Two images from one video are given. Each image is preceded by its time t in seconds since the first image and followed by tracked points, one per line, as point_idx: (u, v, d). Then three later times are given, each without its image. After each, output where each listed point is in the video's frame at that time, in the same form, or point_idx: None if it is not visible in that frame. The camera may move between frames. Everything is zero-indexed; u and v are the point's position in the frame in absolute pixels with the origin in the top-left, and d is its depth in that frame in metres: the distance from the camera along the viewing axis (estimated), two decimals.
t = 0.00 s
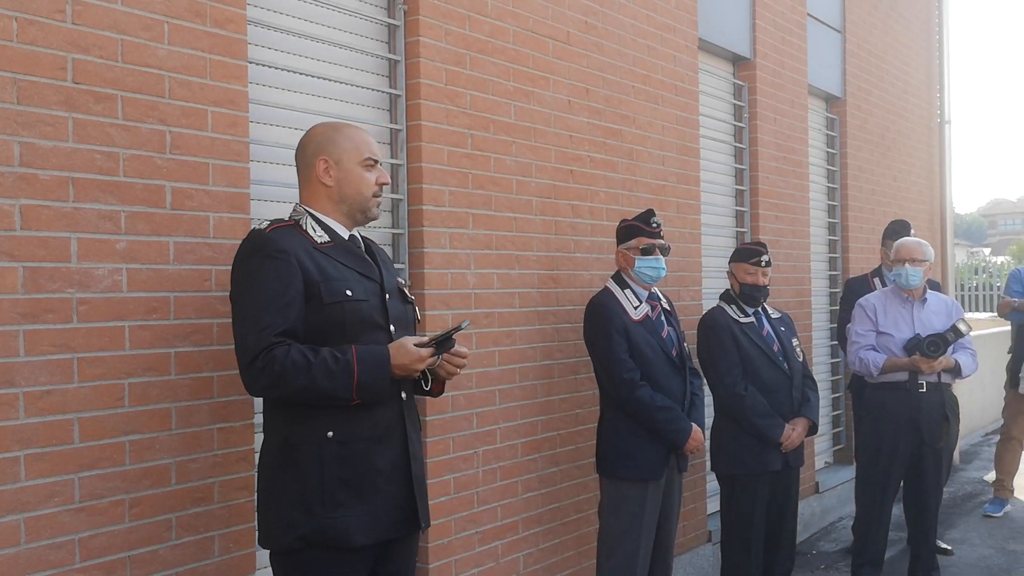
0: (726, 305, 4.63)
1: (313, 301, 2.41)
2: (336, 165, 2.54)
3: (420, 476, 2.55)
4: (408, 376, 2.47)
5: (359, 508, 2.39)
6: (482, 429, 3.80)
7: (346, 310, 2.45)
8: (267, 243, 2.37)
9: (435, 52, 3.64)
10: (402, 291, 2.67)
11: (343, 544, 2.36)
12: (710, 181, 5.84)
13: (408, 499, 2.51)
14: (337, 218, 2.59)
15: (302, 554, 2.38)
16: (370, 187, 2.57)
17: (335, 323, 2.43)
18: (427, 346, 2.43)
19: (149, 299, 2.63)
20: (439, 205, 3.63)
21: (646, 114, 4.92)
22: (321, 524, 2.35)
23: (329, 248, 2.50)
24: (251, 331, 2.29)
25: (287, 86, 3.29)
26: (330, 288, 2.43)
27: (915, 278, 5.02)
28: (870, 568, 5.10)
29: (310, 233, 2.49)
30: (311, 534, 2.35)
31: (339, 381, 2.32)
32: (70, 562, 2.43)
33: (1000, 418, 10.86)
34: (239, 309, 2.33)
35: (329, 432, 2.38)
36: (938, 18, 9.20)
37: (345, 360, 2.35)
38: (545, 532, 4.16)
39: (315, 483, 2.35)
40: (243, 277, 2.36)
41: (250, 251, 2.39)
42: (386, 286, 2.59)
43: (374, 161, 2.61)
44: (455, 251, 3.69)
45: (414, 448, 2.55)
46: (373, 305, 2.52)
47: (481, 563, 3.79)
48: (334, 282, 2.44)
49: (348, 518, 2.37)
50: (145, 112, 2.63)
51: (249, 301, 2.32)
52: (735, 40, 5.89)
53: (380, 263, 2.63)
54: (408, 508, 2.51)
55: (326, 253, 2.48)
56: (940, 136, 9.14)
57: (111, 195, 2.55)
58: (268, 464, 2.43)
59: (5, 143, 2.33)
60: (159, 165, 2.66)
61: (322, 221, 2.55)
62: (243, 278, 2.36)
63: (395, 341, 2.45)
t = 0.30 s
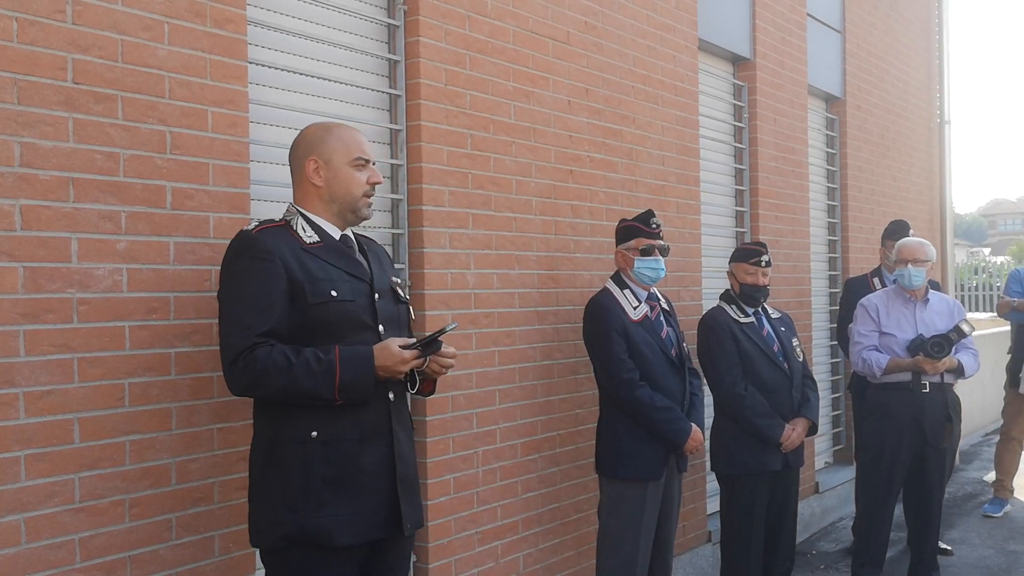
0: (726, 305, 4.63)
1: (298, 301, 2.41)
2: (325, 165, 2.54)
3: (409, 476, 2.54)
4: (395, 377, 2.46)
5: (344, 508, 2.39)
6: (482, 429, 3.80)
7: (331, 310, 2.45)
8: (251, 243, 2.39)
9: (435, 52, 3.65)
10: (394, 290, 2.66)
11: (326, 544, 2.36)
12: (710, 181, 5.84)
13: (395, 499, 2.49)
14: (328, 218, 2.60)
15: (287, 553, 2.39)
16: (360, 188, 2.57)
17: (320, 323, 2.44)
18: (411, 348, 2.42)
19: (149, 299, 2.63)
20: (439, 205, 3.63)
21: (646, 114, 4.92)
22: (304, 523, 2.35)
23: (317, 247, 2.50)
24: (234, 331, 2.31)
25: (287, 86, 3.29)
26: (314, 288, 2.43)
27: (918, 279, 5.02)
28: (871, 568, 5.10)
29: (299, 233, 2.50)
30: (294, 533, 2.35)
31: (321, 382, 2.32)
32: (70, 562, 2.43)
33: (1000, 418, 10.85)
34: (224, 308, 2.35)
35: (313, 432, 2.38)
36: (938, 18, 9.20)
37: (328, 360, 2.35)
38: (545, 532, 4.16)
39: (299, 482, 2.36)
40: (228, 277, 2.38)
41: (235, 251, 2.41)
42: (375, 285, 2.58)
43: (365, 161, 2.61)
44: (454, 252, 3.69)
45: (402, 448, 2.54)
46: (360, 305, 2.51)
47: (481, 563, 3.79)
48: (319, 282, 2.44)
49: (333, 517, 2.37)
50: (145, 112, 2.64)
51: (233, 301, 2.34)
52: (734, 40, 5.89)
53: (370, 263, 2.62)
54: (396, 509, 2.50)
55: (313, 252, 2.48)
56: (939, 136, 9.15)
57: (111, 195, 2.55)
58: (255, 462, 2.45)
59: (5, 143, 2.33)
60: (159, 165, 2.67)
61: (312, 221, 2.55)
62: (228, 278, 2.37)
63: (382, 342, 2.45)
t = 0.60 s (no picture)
0: (727, 306, 4.63)
1: (290, 301, 2.42)
2: (327, 169, 2.54)
3: (405, 476, 2.53)
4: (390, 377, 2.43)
5: (338, 508, 2.38)
6: (483, 429, 3.80)
7: (324, 311, 2.45)
8: (245, 243, 2.40)
9: (436, 53, 3.65)
10: (389, 292, 2.65)
11: (320, 544, 2.35)
12: (710, 182, 5.84)
13: (390, 500, 2.49)
14: (326, 221, 2.59)
15: (282, 552, 2.39)
16: (360, 194, 2.56)
17: (312, 323, 2.44)
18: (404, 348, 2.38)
19: (150, 299, 2.63)
20: (440, 206, 3.63)
21: (647, 115, 4.92)
22: (298, 523, 2.35)
23: (312, 248, 2.51)
24: (227, 330, 2.31)
25: (288, 87, 3.29)
26: (307, 289, 2.43)
27: (921, 280, 5.01)
28: (873, 568, 5.09)
29: (294, 234, 2.50)
30: (288, 533, 2.36)
31: (312, 382, 2.31)
32: (71, 562, 2.43)
33: (1000, 418, 10.84)
34: (218, 308, 2.36)
35: (306, 431, 2.38)
36: (939, 18, 9.19)
37: (319, 360, 2.33)
38: (546, 532, 4.16)
39: (293, 482, 2.36)
40: (223, 277, 2.39)
41: (230, 251, 2.42)
42: (370, 286, 2.57)
43: (367, 168, 2.60)
44: (455, 252, 3.69)
45: (398, 448, 2.53)
46: (354, 306, 2.50)
47: (481, 563, 3.79)
48: (312, 283, 2.44)
49: (327, 517, 2.37)
50: (146, 112, 2.64)
51: (226, 301, 2.34)
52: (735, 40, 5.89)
53: (365, 264, 2.62)
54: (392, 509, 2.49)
55: (307, 253, 2.49)
56: (940, 136, 9.14)
57: (112, 196, 2.55)
58: (251, 462, 2.46)
59: (6, 143, 2.33)
60: (160, 165, 2.67)
61: (308, 222, 2.55)
62: (222, 278, 2.38)
63: (375, 341, 2.42)
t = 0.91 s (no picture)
0: (727, 306, 4.63)
1: (288, 300, 2.42)
2: (337, 177, 2.54)
3: (406, 474, 2.52)
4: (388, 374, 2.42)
5: (337, 506, 2.38)
6: (484, 430, 3.80)
7: (321, 309, 2.45)
8: (244, 242, 2.41)
9: (437, 54, 3.65)
10: (389, 289, 2.63)
11: (320, 543, 2.36)
12: (711, 182, 5.83)
13: (391, 497, 2.48)
14: (331, 229, 2.59)
15: (284, 552, 2.40)
16: (369, 207, 2.54)
17: (309, 322, 2.44)
18: (400, 343, 2.37)
19: (151, 300, 2.63)
20: (441, 206, 3.64)
21: (648, 115, 4.92)
22: (298, 522, 2.36)
23: (310, 247, 2.51)
24: (224, 328, 2.32)
25: (289, 88, 3.29)
26: (303, 288, 2.43)
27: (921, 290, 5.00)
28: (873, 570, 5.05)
29: (292, 233, 2.51)
30: (289, 532, 2.36)
31: (309, 378, 2.31)
32: (72, 563, 2.43)
33: (1001, 419, 10.82)
34: (216, 307, 2.37)
35: (305, 430, 2.39)
36: (940, 19, 9.19)
37: (316, 357, 2.33)
38: (547, 533, 4.16)
39: (293, 481, 2.37)
40: (221, 276, 2.40)
41: (229, 251, 2.43)
42: (369, 284, 2.57)
43: (379, 182, 2.59)
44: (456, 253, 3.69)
45: (399, 445, 2.52)
46: (351, 304, 2.50)
47: (482, 564, 3.78)
48: (308, 282, 2.45)
49: (326, 516, 2.37)
50: (147, 113, 2.64)
51: (224, 300, 2.35)
52: (736, 41, 5.89)
53: (364, 262, 2.62)
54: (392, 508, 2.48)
55: (305, 252, 2.49)
56: (941, 137, 9.13)
57: (113, 197, 2.55)
58: (253, 462, 2.47)
59: (7, 145, 2.33)
60: (161, 167, 2.67)
61: (311, 225, 2.56)
62: (220, 277, 2.39)
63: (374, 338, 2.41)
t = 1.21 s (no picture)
0: (728, 307, 4.63)
1: (287, 302, 2.42)
2: (319, 172, 2.54)
3: (406, 475, 2.52)
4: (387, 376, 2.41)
5: (337, 507, 2.38)
6: (484, 431, 3.80)
7: (320, 311, 2.45)
8: (243, 245, 2.41)
9: (437, 54, 3.65)
10: (390, 290, 2.64)
11: (320, 544, 2.35)
12: (711, 183, 5.83)
13: (391, 498, 2.48)
14: (326, 224, 2.59)
15: (285, 553, 2.40)
16: (352, 196, 2.53)
17: (308, 323, 2.44)
18: (399, 345, 2.36)
19: (152, 301, 2.63)
20: (441, 207, 3.63)
21: (648, 116, 4.92)
22: (297, 523, 2.36)
23: (310, 249, 2.52)
24: (223, 330, 2.33)
25: (289, 88, 3.29)
26: (302, 290, 2.44)
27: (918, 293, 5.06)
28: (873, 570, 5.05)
29: (293, 236, 2.52)
30: (289, 533, 2.36)
31: (306, 380, 2.31)
32: (72, 564, 2.43)
33: (1001, 420, 10.81)
34: (216, 309, 2.37)
35: (304, 431, 2.39)
36: (941, 19, 9.19)
37: (314, 359, 2.33)
38: (548, 533, 4.16)
39: (292, 482, 2.37)
40: (221, 278, 2.41)
41: (229, 254, 2.44)
42: (369, 285, 2.57)
43: (362, 169, 2.57)
44: (456, 253, 3.69)
45: (399, 447, 2.51)
46: (351, 306, 2.50)
47: (482, 565, 3.78)
48: (307, 283, 2.45)
49: (325, 517, 2.36)
50: (147, 114, 2.64)
51: (223, 302, 2.36)
52: (736, 42, 5.89)
53: (365, 263, 2.62)
54: (393, 509, 2.48)
55: (305, 254, 2.50)
56: (941, 138, 9.14)
57: (113, 197, 2.55)
58: (254, 463, 2.48)
59: (8, 145, 2.33)
60: (161, 167, 2.67)
61: (310, 225, 2.57)
62: (220, 279, 2.40)
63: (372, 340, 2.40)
